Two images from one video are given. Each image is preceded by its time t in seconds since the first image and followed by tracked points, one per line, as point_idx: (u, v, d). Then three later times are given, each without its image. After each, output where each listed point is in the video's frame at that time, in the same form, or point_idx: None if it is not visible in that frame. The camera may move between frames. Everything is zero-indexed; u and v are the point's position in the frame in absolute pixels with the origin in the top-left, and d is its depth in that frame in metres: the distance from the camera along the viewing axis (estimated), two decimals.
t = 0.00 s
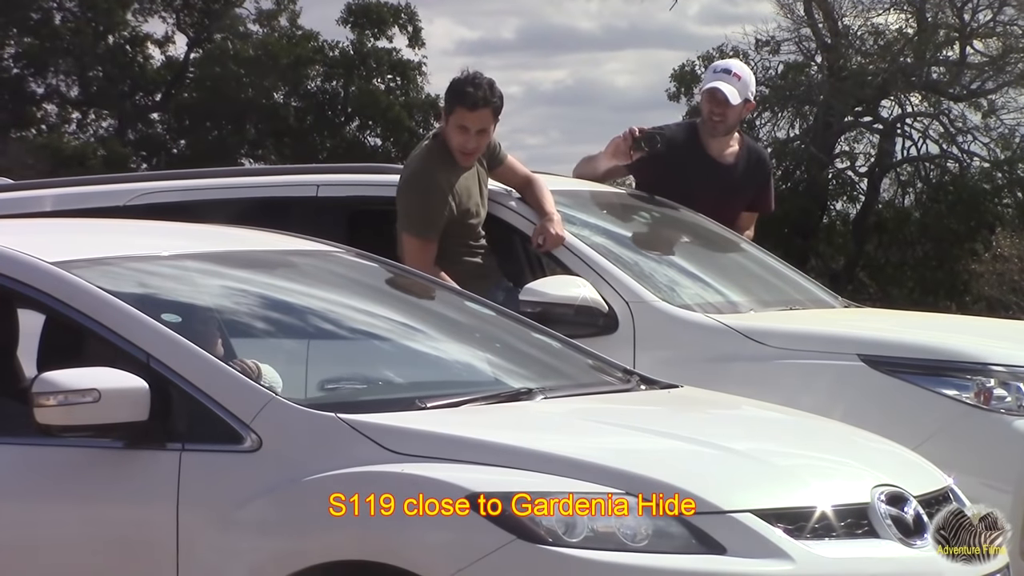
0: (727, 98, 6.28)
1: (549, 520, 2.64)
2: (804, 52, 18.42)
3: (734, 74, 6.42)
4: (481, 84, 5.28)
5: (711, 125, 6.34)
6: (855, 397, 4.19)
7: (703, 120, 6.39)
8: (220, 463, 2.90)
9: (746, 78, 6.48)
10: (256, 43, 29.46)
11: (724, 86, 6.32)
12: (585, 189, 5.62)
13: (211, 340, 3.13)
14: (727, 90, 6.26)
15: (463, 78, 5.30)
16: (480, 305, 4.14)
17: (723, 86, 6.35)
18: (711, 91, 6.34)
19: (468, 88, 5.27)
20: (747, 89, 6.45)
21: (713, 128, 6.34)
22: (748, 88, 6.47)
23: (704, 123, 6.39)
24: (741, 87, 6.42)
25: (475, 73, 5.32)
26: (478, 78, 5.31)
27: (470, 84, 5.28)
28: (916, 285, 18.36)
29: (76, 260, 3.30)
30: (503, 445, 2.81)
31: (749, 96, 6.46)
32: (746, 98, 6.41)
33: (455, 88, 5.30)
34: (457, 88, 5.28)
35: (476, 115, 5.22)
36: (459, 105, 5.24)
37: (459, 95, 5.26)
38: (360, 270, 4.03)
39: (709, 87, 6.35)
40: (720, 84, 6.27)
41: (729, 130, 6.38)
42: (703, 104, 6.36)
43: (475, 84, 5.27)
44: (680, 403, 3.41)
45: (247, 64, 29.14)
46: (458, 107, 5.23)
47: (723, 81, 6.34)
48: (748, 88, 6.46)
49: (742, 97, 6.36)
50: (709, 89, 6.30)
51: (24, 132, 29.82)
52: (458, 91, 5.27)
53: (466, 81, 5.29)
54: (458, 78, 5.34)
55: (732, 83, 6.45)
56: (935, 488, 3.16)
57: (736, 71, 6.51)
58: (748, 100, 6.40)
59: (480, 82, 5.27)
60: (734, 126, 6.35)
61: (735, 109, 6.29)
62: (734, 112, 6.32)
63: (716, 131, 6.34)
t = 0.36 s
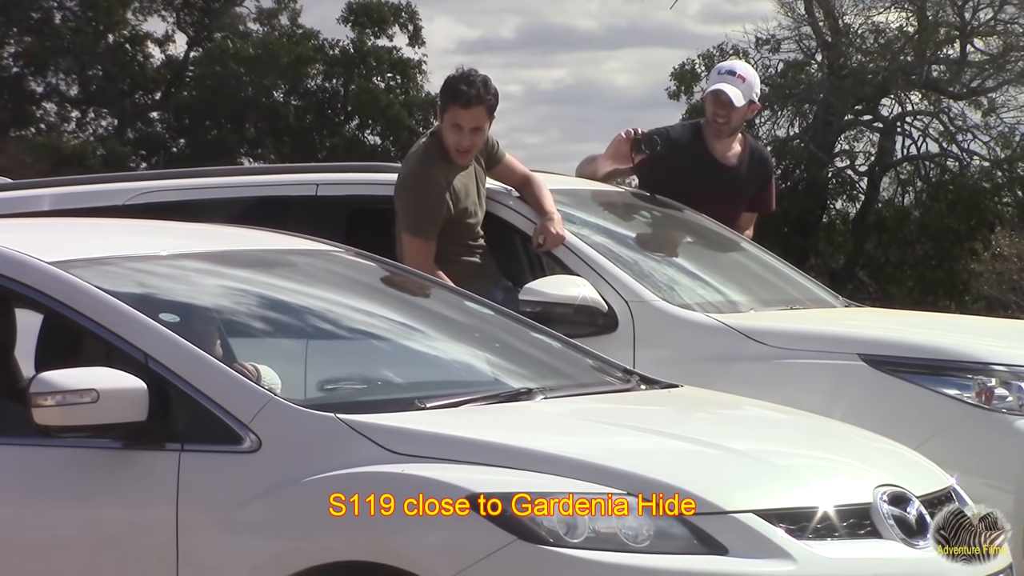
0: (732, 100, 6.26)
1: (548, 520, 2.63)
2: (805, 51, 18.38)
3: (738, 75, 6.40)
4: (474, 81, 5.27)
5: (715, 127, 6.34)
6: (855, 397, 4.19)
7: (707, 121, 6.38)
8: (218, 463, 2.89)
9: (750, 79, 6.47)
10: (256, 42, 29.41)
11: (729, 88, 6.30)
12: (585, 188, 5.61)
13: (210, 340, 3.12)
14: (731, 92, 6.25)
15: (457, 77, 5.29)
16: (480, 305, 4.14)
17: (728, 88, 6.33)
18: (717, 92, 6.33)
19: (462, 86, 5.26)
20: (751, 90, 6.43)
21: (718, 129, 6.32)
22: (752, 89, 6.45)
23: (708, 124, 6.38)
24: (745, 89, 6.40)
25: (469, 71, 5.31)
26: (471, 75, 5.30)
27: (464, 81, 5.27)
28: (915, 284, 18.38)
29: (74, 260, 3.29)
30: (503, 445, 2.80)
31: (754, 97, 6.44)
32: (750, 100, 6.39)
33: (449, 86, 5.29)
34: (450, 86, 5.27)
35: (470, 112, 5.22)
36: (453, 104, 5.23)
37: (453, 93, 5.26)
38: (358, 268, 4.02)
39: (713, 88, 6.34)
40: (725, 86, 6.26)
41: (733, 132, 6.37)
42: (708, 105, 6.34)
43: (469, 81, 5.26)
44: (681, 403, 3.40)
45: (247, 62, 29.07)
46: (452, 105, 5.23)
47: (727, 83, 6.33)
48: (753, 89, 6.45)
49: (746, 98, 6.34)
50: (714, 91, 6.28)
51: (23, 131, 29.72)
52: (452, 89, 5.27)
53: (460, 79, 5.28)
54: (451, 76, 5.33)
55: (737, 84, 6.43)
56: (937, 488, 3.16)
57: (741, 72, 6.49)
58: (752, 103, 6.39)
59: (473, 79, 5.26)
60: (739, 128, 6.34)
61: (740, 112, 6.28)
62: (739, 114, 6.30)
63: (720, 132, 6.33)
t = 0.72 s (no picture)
0: (729, 100, 6.24)
1: (543, 522, 2.61)
2: (800, 51, 18.39)
3: (734, 76, 6.37)
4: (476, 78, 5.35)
5: (710, 127, 6.32)
6: (853, 396, 4.17)
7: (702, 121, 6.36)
8: (211, 466, 2.87)
9: (747, 80, 6.44)
10: (251, 45, 29.42)
11: (726, 87, 6.27)
12: (580, 189, 5.59)
13: (203, 343, 3.10)
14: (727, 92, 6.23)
15: (456, 76, 5.36)
16: (474, 307, 4.12)
17: (724, 87, 6.30)
18: (712, 92, 6.31)
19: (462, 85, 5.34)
20: (748, 91, 6.40)
21: (714, 130, 6.31)
22: (749, 90, 6.43)
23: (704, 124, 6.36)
24: (742, 89, 6.37)
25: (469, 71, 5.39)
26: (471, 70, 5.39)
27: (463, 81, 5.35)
28: (913, 285, 18.21)
29: (67, 262, 3.27)
30: (498, 447, 2.78)
31: (751, 98, 6.42)
32: (746, 100, 6.36)
33: (449, 84, 5.35)
34: (451, 84, 5.34)
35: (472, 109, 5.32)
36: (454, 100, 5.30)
37: (453, 90, 5.33)
38: (353, 271, 4.00)
39: (709, 87, 6.33)
40: (721, 86, 6.24)
41: (728, 133, 6.35)
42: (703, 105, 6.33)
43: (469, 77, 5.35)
44: (679, 405, 3.38)
45: (242, 65, 29.07)
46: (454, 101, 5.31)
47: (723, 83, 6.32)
48: (750, 89, 6.42)
49: (743, 98, 6.33)
50: (710, 90, 6.26)
51: (17, 134, 29.68)
52: (452, 85, 5.34)
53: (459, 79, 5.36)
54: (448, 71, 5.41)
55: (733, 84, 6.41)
56: (936, 488, 3.14)
57: (737, 73, 6.47)
58: (748, 102, 6.38)
59: (473, 76, 5.35)
60: (734, 128, 6.33)
61: (736, 112, 6.27)
62: (735, 114, 6.29)
63: (716, 133, 6.32)
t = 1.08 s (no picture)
0: (719, 95, 6.20)
1: (529, 525, 2.58)
2: (784, 51, 18.41)
3: (725, 72, 6.32)
4: (469, 74, 5.33)
5: (699, 122, 6.27)
6: (840, 397, 4.15)
7: (691, 116, 6.31)
8: (192, 470, 2.83)
9: (738, 77, 6.39)
10: (235, 44, 29.30)
11: (717, 83, 6.22)
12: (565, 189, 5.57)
13: (184, 345, 3.05)
14: (718, 88, 6.18)
15: (448, 66, 5.32)
16: (457, 308, 4.08)
17: (715, 82, 6.25)
18: (702, 87, 6.26)
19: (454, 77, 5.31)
20: (738, 88, 6.34)
21: (702, 125, 6.27)
22: (739, 87, 6.37)
23: (692, 119, 6.31)
24: (732, 86, 6.32)
25: (460, 63, 5.36)
26: (463, 65, 5.37)
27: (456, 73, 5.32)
28: (897, 285, 18.23)
29: (46, 263, 3.22)
30: (483, 450, 2.75)
31: (740, 96, 6.37)
32: (737, 97, 6.32)
33: (441, 76, 5.30)
34: (443, 76, 5.30)
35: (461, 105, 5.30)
36: (445, 95, 5.27)
37: (444, 85, 5.29)
38: (336, 271, 3.97)
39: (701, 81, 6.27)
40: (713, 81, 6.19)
41: (716, 129, 6.31)
42: (693, 100, 6.28)
43: (462, 73, 5.32)
44: (665, 407, 3.35)
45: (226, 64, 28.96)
46: (445, 96, 5.27)
47: (715, 78, 6.26)
48: (739, 87, 6.37)
49: (732, 96, 6.28)
50: (701, 85, 6.21)
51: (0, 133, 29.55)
52: (445, 79, 5.30)
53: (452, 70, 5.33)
54: (439, 63, 5.37)
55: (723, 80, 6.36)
56: (925, 492, 3.12)
57: (729, 69, 6.42)
58: (738, 100, 6.33)
59: (465, 71, 5.32)
60: (722, 126, 6.29)
61: (725, 109, 6.22)
62: (723, 111, 6.25)
63: (704, 129, 6.27)
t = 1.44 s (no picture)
0: (708, 95, 6.18)
1: (514, 526, 2.55)
2: (771, 50, 18.42)
3: (713, 72, 6.31)
4: (462, 71, 5.31)
5: (688, 122, 6.25)
6: (828, 397, 4.14)
7: (680, 116, 6.29)
8: (174, 469, 2.80)
9: (725, 77, 6.39)
10: (221, 42, 29.19)
11: (705, 83, 6.21)
12: (552, 187, 5.55)
13: (167, 343, 3.01)
14: (707, 89, 6.16)
15: (441, 62, 5.29)
16: (443, 307, 4.06)
17: (703, 83, 6.24)
18: (690, 87, 6.25)
19: (447, 73, 5.28)
20: (726, 88, 6.34)
21: (689, 125, 6.25)
22: (726, 87, 6.37)
23: (681, 119, 6.29)
24: (720, 86, 6.32)
25: (453, 58, 5.33)
26: (456, 61, 5.34)
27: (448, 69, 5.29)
28: (884, 284, 18.30)
29: (27, 260, 3.18)
30: (469, 450, 2.72)
31: (728, 96, 6.36)
32: (724, 97, 6.31)
33: (433, 71, 5.27)
34: (436, 71, 5.26)
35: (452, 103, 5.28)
36: (437, 90, 5.25)
37: (436, 80, 5.26)
38: (322, 270, 3.94)
39: (690, 82, 6.24)
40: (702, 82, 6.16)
41: (704, 129, 6.29)
42: (681, 100, 6.26)
43: (454, 69, 5.29)
44: (652, 407, 3.33)
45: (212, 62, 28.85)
46: (436, 91, 5.25)
47: (705, 79, 6.24)
48: (727, 88, 6.37)
49: (720, 96, 6.26)
50: (688, 85, 6.19)
51: None
52: (438, 75, 5.27)
53: (445, 67, 5.29)
54: (432, 58, 5.33)
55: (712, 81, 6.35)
56: (913, 492, 3.10)
57: (716, 70, 6.41)
58: (727, 100, 6.32)
59: (457, 68, 5.30)
60: (711, 126, 6.28)
61: (714, 109, 6.20)
62: (711, 111, 6.23)
63: (692, 129, 6.26)
